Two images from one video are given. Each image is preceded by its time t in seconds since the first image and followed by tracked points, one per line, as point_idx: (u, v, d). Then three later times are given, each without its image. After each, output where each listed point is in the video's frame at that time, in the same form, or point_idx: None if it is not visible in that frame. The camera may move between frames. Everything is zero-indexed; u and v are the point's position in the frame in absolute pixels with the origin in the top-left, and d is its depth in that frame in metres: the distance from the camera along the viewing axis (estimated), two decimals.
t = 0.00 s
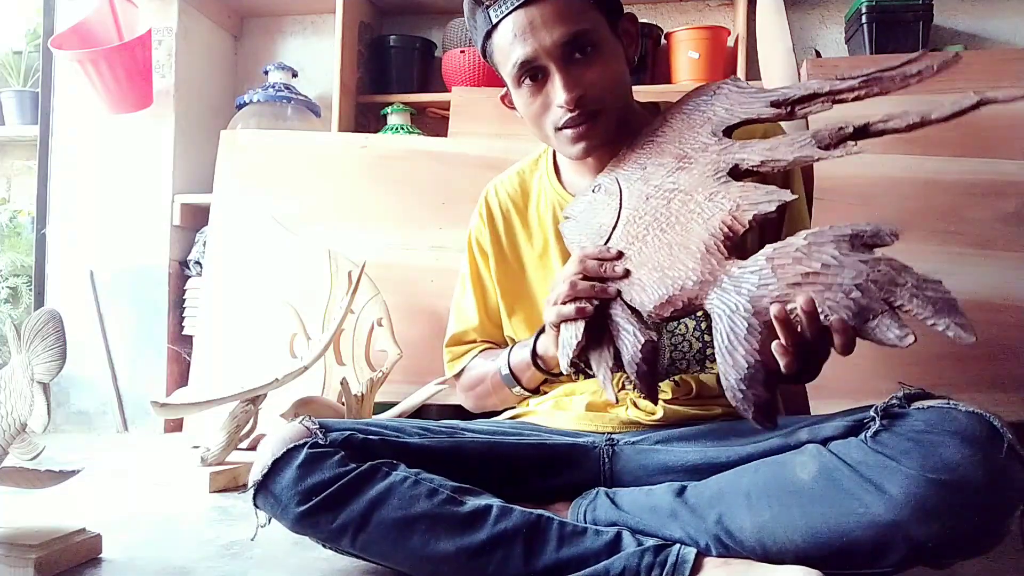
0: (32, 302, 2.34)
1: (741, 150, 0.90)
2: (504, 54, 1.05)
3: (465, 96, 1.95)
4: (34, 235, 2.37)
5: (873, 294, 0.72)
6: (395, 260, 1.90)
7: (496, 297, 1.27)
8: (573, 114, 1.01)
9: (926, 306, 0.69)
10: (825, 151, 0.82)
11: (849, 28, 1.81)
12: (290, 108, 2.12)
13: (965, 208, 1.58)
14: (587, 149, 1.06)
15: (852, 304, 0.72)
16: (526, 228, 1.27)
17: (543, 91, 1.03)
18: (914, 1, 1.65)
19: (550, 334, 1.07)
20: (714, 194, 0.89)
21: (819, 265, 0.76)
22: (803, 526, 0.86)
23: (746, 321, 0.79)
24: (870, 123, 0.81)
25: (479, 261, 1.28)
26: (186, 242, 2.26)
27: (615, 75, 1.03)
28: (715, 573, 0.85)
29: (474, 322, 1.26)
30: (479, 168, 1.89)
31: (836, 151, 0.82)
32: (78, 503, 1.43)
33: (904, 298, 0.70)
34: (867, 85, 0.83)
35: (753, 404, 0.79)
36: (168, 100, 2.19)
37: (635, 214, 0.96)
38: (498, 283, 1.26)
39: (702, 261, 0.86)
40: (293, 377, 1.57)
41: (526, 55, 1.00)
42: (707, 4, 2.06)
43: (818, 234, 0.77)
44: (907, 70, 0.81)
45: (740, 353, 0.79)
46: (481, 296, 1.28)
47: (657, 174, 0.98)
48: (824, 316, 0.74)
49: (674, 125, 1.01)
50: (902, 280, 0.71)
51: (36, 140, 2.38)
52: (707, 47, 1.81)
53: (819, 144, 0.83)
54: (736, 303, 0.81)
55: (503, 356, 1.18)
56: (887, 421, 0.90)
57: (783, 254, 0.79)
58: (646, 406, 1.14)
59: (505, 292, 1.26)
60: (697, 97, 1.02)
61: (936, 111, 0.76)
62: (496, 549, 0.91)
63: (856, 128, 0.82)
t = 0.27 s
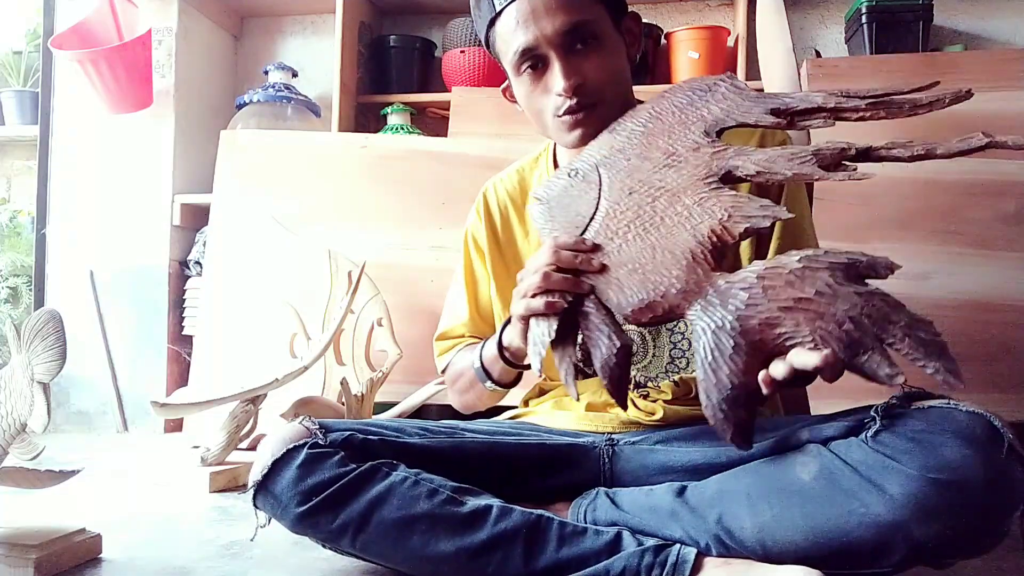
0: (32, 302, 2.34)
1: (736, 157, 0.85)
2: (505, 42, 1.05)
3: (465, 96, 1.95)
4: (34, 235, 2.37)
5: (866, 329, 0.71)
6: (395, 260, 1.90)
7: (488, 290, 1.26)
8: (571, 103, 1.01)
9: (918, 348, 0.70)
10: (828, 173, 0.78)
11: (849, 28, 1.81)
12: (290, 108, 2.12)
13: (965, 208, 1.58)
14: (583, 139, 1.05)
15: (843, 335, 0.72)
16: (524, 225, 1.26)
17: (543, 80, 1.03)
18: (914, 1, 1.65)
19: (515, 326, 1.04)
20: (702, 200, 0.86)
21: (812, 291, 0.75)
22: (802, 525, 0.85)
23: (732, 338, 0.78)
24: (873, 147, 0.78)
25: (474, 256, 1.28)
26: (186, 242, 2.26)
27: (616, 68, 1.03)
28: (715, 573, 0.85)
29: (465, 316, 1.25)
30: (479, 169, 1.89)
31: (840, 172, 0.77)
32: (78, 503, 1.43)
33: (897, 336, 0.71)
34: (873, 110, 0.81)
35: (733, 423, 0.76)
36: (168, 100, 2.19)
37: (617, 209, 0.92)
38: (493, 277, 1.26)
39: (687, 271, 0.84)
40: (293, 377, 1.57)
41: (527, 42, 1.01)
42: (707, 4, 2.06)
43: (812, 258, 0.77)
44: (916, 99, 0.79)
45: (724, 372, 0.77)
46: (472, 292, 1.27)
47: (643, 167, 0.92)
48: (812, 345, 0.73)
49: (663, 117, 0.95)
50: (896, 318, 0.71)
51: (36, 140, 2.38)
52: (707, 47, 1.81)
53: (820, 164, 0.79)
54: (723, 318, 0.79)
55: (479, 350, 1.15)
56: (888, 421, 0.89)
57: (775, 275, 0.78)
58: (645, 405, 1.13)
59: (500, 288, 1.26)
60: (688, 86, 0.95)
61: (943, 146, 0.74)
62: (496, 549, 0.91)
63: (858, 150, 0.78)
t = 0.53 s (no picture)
0: (32, 302, 2.34)
1: (706, 138, 0.81)
2: (502, 33, 1.06)
3: (465, 96, 1.95)
4: (34, 235, 2.37)
5: (860, 330, 0.73)
6: (395, 260, 1.90)
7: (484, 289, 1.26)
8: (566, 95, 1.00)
9: (913, 348, 0.73)
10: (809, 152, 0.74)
11: (849, 28, 1.81)
12: (290, 108, 2.12)
13: (965, 208, 1.58)
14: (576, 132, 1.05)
15: (837, 338, 0.73)
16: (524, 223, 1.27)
17: (538, 72, 1.03)
18: (914, 2, 1.65)
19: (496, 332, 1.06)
20: (675, 190, 0.83)
21: (802, 291, 0.75)
22: (802, 525, 0.85)
23: (719, 344, 0.78)
24: (859, 115, 0.72)
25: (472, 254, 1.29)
26: (186, 242, 2.26)
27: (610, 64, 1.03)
28: (716, 573, 0.85)
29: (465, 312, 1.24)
30: (479, 169, 1.89)
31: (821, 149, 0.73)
32: (78, 503, 1.43)
33: (892, 335, 0.73)
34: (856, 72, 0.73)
35: (725, 435, 0.78)
36: (168, 100, 2.19)
37: (585, 202, 0.88)
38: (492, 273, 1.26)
39: (665, 269, 0.83)
40: (293, 377, 1.57)
41: (525, 34, 1.01)
42: (707, 5, 2.06)
43: (799, 251, 0.77)
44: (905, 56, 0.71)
45: (712, 382, 0.78)
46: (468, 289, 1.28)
47: (608, 153, 0.87)
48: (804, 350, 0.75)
49: (624, 90, 0.87)
50: (890, 316, 0.73)
51: (36, 140, 2.38)
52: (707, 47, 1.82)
53: (800, 140, 0.75)
54: (709, 321, 0.79)
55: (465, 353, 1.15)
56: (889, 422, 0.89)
57: (760, 273, 0.78)
58: (645, 405, 1.13)
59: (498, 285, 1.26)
60: (646, 50, 0.87)
61: (936, 114, 0.69)
62: (496, 550, 0.91)
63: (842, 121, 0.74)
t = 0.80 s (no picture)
0: (32, 302, 2.34)
1: (690, 149, 0.73)
2: (498, 24, 1.06)
3: (465, 96, 1.95)
4: (34, 235, 2.37)
5: (863, 354, 0.64)
6: (395, 260, 1.90)
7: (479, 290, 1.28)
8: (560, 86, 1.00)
9: (927, 372, 0.63)
10: (799, 161, 0.66)
11: (849, 28, 1.81)
12: (290, 109, 2.12)
13: (965, 208, 1.58)
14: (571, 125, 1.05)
15: (839, 365, 0.65)
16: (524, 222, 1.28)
17: (531, 64, 1.03)
18: (914, 1, 1.65)
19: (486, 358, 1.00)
20: (659, 206, 0.75)
21: (798, 314, 0.66)
22: (801, 526, 0.86)
23: (712, 374, 0.70)
24: (849, 118, 0.65)
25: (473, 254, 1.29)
26: (186, 242, 2.26)
27: (606, 53, 1.02)
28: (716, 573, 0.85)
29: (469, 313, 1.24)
30: (479, 169, 1.89)
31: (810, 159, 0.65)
32: (78, 503, 1.43)
33: (899, 359, 0.64)
34: (844, 71, 0.66)
35: (726, 470, 0.71)
36: (168, 100, 2.19)
37: (564, 222, 0.80)
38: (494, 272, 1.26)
39: (653, 294, 0.74)
40: (293, 377, 1.57)
41: (518, 25, 1.01)
42: (707, 4, 2.06)
43: (791, 269, 0.67)
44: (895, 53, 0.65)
45: (709, 415, 0.70)
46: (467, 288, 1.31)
47: (585, 168, 0.79)
48: (805, 379, 0.66)
49: (597, 99, 0.80)
50: (896, 338, 0.64)
51: (36, 140, 2.38)
52: (707, 47, 1.82)
53: (787, 150, 0.67)
54: (700, 350, 0.71)
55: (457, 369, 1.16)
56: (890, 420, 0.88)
57: (753, 295, 0.68)
58: (644, 406, 1.13)
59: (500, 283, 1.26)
60: (623, 58, 0.80)
61: (935, 111, 0.63)
62: (497, 551, 0.91)
63: (833, 125, 0.66)
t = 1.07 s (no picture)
0: (32, 303, 2.34)
1: (673, 178, 0.70)
2: (491, 22, 1.05)
3: (465, 96, 1.95)
4: (34, 235, 2.37)
5: (856, 391, 0.61)
6: (395, 260, 1.90)
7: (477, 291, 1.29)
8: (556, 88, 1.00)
9: (923, 408, 0.60)
10: (783, 190, 0.63)
11: (849, 28, 1.81)
12: (290, 109, 2.11)
13: (965, 208, 1.58)
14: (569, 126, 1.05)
15: (832, 402, 0.62)
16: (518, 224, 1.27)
17: (527, 64, 1.03)
18: (914, 2, 1.65)
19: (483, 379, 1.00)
20: (645, 235, 0.72)
21: (789, 349, 0.63)
22: (802, 526, 0.85)
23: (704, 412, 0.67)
24: (834, 144, 0.61)
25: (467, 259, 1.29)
26: (186, 242, 2.26)
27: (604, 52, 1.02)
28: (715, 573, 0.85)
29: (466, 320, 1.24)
30: (479, 169, 1.89)
31: (795, 189, 0.62)
32: (78, 503, 1.43)
33: (895, 395, 0.60)
34: (828, 95, 0.62)
35: (725, 508, 0.69)
36: (168, 100, 2.19)
37: (553, 254, 0.78)
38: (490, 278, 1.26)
39: (643, 326, 0.72)
40: (293, 377, 1.57)
41: (511, 24, 1.00)
42: (707, 5, 2.06)
43: (782, 302, 0.64)
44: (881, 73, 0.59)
45: (703, 453, 0.68)
46: (466, 289, 1.34)
47: (571, 199, 0.77)
48: (800, 415, 0.64)
49: (581, 128, 0.78)
50: (892, 372, 0.61)
51: (36, 140, 2.38)
52: (707, 47, 1.82)
53: (772, 179, 0.64)
54: (691, 387, 0.68)
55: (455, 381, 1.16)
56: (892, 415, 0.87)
57: (744, 329, 0.66)
58: (643, 408, 1.13)
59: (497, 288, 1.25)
60: (603, 83, 0.77)
61: (922, 136, 0.58)
62: (496, 556, 0.91)
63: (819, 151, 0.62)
